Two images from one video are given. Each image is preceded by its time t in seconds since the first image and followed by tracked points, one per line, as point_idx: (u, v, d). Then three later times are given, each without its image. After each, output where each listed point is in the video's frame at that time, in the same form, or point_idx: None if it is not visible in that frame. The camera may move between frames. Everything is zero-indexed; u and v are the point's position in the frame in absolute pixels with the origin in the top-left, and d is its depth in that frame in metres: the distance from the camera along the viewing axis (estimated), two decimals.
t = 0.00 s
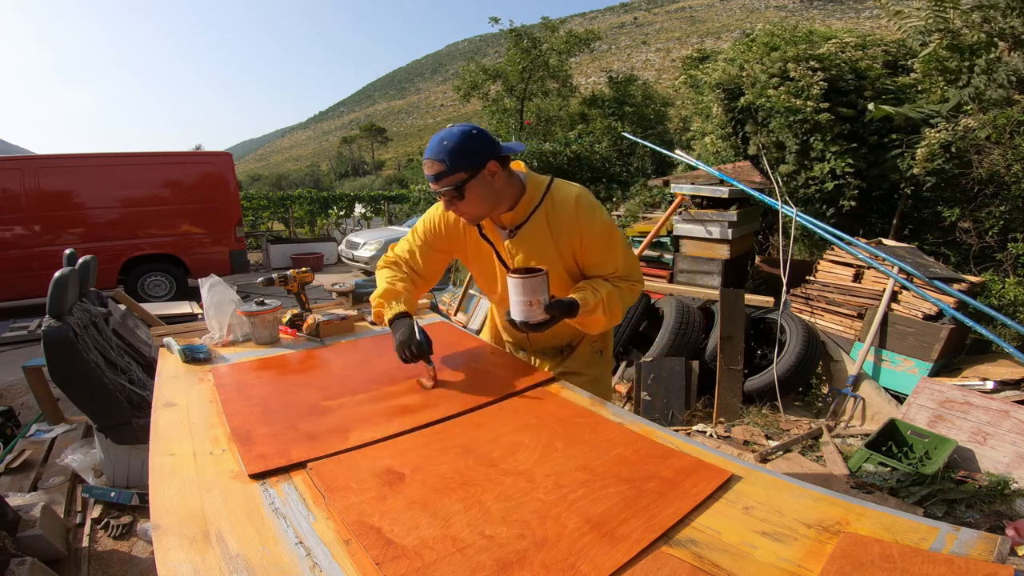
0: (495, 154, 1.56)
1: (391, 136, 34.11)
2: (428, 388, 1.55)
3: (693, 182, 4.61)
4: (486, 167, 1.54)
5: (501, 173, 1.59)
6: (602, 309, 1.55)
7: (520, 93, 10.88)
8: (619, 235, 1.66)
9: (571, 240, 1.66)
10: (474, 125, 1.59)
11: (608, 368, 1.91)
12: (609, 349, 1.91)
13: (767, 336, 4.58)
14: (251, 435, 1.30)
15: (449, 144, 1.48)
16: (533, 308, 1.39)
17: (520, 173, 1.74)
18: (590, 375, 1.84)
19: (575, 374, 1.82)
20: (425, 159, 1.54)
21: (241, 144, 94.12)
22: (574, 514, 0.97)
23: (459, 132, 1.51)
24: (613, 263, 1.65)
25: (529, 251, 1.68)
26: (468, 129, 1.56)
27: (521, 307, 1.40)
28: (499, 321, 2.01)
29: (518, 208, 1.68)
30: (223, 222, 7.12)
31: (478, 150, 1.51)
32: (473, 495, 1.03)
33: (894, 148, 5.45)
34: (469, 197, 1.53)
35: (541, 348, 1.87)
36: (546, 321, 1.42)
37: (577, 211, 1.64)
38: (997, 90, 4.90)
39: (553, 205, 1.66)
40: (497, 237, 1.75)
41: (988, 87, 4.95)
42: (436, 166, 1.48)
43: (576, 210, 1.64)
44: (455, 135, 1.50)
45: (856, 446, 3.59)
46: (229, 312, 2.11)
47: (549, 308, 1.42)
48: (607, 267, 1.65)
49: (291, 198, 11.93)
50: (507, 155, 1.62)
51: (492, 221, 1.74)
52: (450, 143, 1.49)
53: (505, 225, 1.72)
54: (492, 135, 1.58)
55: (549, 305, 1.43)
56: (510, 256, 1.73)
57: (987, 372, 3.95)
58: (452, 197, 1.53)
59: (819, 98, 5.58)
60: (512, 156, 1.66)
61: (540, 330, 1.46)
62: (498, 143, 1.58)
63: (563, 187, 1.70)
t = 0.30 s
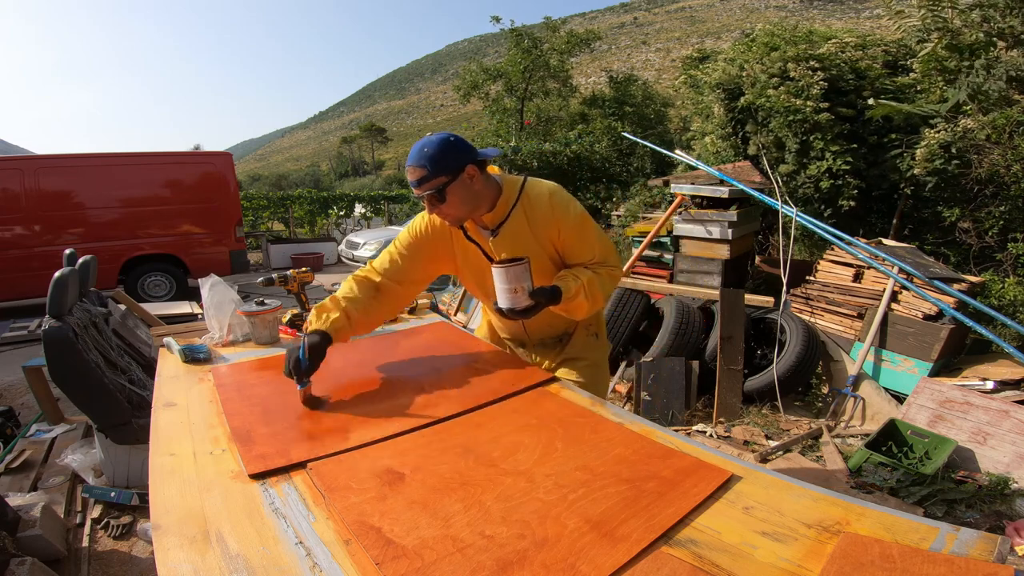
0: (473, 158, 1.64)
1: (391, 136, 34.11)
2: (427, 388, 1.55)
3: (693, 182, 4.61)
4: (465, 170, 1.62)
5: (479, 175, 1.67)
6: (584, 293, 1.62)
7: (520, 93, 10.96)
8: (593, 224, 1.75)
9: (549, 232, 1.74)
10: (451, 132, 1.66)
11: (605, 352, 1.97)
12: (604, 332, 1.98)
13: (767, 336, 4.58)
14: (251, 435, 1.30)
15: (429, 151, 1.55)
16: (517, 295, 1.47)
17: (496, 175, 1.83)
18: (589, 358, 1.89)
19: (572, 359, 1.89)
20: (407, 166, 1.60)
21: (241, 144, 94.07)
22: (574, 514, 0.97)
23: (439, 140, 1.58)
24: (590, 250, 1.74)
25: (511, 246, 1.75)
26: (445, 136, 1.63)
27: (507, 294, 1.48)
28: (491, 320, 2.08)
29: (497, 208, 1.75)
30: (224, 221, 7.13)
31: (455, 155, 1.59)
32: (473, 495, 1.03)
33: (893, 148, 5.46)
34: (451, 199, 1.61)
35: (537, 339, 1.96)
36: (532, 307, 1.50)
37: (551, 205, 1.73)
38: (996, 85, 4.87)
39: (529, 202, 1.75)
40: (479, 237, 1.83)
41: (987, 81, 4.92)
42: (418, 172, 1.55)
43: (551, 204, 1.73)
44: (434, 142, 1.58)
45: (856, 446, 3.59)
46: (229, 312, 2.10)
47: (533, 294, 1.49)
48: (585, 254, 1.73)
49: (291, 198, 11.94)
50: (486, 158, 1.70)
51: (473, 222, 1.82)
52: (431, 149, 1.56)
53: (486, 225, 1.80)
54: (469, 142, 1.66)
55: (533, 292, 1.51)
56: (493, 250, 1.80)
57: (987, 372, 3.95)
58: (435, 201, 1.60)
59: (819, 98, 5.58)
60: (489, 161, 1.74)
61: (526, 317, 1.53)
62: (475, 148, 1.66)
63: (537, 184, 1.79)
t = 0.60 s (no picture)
0: (463, 155, 1.64)
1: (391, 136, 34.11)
2: (428, 388, 1.55)
3: (693, 182, 4.61)
4: (455, 168, 1.62)
5: (470, 172, 1.67)
6: (581, 287, 1.63)
7: (520, 93, 10.99)
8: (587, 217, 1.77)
9: (544, 227, 1.76)
10: (441, 132, 1.67)
11: (605, 347, 2.02)
12: (603, 327, 2.00)
13: (767, 336, 4.58)
14: (251, 435, 1.30)
15: (420, 150, 1.56)
16: (513, 290, 1.50)
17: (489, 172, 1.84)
18: (587, 354, 1.95)
19: (574, 356, 1.95)
20: (399, 166, 1.61)
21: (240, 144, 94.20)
22: (574, 514, 0.97)
23: (429, 139, 1.59)
24: (585, 243, 1.75)
25: (507, 241, 1.77)
26: (435, 135, 1.64)
27: (503, 290, 1.50)
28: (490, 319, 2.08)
29: (491, 203, 1.76)
30: (224, 221, 7.13)
31: (446, 153, 1.59)
32: (473, 494, 1.03)
33: (894, 148, 5.43)
34: (443, 196, 1.61)
35: (537, 338, 1.96)
36: (527, 301, 1.52)
37: (545, 200, 1.74)
38: (997, 90, 4.92)
39: (522, 197, 1.76)
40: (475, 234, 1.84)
41: (988, 88, 4.95)
42: (410, 171, 1.56)
43: (544, 199, 1.75)
44: (424, 141, 1.58)
45: (856, 446, 3.59)
46: (229, 312, 2.10)
47: (529, 289, 1.52)
48: (579, 247, 1.75)
49: (291, 198, 11.94)
50: (476, 155, 1.71)
51: (468, 219, 1.83)
52: (422, 148, 1.56)
53: (481, 221, 1.80)
54: (460, 140, 1.66)
55: (528, 287, 1.53)
56: (489, 247, 1.82)
57: (987, 372, 3.95)
58: (428, 198, 1.61)
59: (819, 98, 5.58)
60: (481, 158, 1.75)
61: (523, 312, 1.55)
62: (466, 146, 1.66)
63: (529, 179, 1.80)
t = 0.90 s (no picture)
0: (462, 156, 1.64)
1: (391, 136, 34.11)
2: (429, 388, 1.55)
3: (694, 181, 4.61)
4: (453, 169, 1.62)
5: (469, 173, 1.67)
6: (579, 286, 1.63)
7: (520, 93, 11.00)
8: (586, 216, 1.76)
9: (542, 226, 1.76)
10: (441, 132, 1.66)
11: (608, 346, 2.02)
12: (606, 326, 2.01)
13: (767, 336, 4.58)
14: (251, 435, 1.30)
15: (419, 150, 1.56)
16: (509, 289, 1.50)
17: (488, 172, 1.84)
18: (588, 352, 1.96)
19: (575, 354, 1.95)
20: (399, 166, 1.61)
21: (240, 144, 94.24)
22: (574, 514, 0.97)
23: (428, 140, 1.59)
24: (583, 243, 1.75)
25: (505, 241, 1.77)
26: (435, 136, 1.63)
27: (498, 289, 1.51)
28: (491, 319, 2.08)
29: (489, 203, 1.77)
30: (224, 221, 7.13)
31: (445, 154, 1.59)
32: (473, 494, 1.03)
33: (894, 148, 5.43)
34: (441, 197, 1.62)
35: (538, 337, 1.96)
36: (524, 300, 1.52)
37: (543, 199, 1.74)
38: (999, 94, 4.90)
39: (521, 197, 1.76)
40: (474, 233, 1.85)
41: (989, 92, 4.95)
42: (409, 171, 1.56)
43: (542, 198, 1.74)
44: (423, 142, 1.58)
45: (856, 446, 3.59)
46: (227, 312, 2.10)
47: (524, 288, 1.52)
48: (578, 246, 1.74)
49: (291, 198, 11.94)
50: (475, 155, 1.70)
51: (467, 219, 1.83)
52: (420, 149, 1.56)
53: (480, 221, 1.81)
54: (459, 141, 1.65)
55: (525, 286, 1.53)
56: (488, 246, 1.82)
57: (987, 372, 3.95)
58: (426, 199, 1.61)
59: (820, 98, 5.58)
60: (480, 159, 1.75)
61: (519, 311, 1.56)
62: (465, 147, 1.66)
63: (528, 179, 1.80)
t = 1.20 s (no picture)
0: (456, 154, 1.64)
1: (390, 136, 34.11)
2: (429, 388, 1.55)
3: (693, 182, 4.61)
4: (446, 167, 1.61)
5: (462, 171, 1.67)
6: (573, 283, 1.64)
7: (520, 93, 11.01)
8: (581, 213, 1.77)
9: (538, 224, 1.76)
10: (436, 129, 1.66)
11: (606, 344, 2.02)
12: (604, 324, 2.02)
13: (767, 336, 4.58)
14: (251, 435, 1.30)
15: (413, 148, 1.56)
16: (502, 286, 1.50)
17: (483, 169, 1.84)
18: (587, 350, 1.96)
19: (574, 353, 1.95)
20: (394, 163, 1.61)
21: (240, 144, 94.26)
22: (574, 514, 0.97)
23: (422, 138, 1.59)
24: (579, 240, 1.75)
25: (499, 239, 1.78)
26: (430, 133, 1.63)
27: (492, 287, 1.50)
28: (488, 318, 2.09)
29: (484, 200, 1.76)
30: (224, 222, 7.13)
31: (438, 152, 1.59)
32: (473, 494, 1.03)
33: (894, 148, 5.43)
34: (434, 194, 1.62)
35: (535, 336, 1.96)
36: (517, 298, 1.52)
37: (538, 197, 1.74)
38: (996, 86, 4.92)
39: (516, 194, 1.76)
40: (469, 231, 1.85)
41: (987, 84, 4.97)
42: (402, 169, 1.56)
43: (537, 196, 1.75)
44: (417, 139, 1.58)
45: (856, 446, 3.59)
46: (227, 312, 2.09)
47: (518, 286, 1.52)
48: (574, 244, 1.75)
49: (291, 198, 11.94)
50: (470, 153, 1.70)
51: (462, 216, 1.83)
52: (414, 147, 1.56)
53: (475, 218, 1.81)
54: (453, 139, 1.65)
55: (518, 284, 1.53)
56: (483, 243, 1.82)
57: (987, 372, 3.95)
58: (419, 196, 1.61)
59: (821, 98, 5.58)
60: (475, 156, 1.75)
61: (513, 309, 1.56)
62: (459, 144, 1.66)
63: (523, 176, 1.80)
